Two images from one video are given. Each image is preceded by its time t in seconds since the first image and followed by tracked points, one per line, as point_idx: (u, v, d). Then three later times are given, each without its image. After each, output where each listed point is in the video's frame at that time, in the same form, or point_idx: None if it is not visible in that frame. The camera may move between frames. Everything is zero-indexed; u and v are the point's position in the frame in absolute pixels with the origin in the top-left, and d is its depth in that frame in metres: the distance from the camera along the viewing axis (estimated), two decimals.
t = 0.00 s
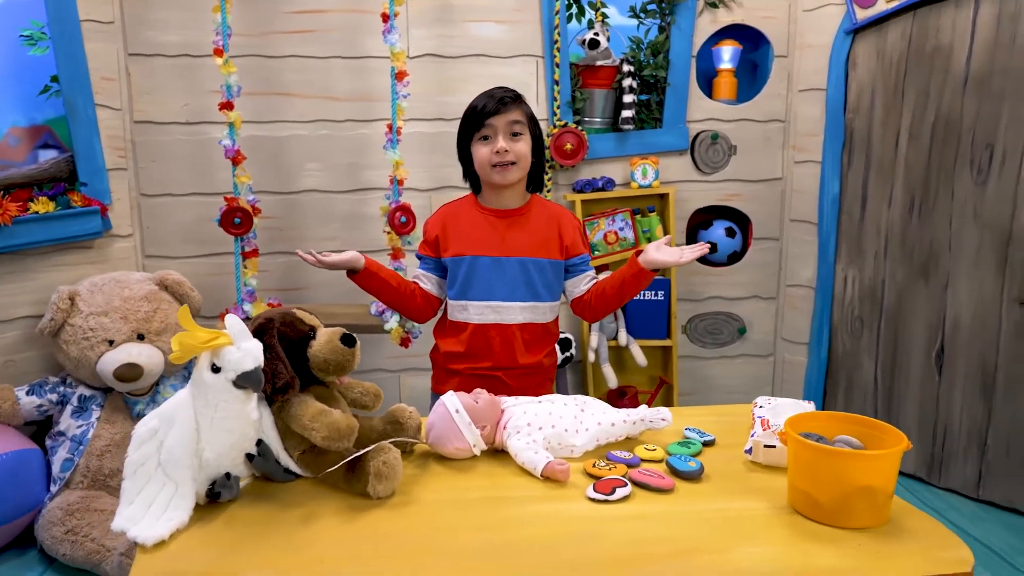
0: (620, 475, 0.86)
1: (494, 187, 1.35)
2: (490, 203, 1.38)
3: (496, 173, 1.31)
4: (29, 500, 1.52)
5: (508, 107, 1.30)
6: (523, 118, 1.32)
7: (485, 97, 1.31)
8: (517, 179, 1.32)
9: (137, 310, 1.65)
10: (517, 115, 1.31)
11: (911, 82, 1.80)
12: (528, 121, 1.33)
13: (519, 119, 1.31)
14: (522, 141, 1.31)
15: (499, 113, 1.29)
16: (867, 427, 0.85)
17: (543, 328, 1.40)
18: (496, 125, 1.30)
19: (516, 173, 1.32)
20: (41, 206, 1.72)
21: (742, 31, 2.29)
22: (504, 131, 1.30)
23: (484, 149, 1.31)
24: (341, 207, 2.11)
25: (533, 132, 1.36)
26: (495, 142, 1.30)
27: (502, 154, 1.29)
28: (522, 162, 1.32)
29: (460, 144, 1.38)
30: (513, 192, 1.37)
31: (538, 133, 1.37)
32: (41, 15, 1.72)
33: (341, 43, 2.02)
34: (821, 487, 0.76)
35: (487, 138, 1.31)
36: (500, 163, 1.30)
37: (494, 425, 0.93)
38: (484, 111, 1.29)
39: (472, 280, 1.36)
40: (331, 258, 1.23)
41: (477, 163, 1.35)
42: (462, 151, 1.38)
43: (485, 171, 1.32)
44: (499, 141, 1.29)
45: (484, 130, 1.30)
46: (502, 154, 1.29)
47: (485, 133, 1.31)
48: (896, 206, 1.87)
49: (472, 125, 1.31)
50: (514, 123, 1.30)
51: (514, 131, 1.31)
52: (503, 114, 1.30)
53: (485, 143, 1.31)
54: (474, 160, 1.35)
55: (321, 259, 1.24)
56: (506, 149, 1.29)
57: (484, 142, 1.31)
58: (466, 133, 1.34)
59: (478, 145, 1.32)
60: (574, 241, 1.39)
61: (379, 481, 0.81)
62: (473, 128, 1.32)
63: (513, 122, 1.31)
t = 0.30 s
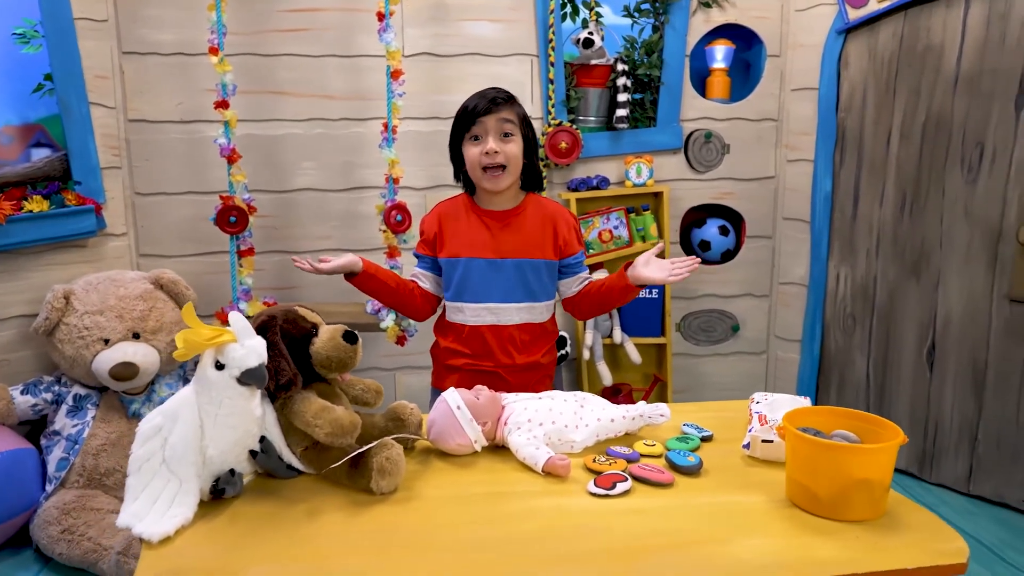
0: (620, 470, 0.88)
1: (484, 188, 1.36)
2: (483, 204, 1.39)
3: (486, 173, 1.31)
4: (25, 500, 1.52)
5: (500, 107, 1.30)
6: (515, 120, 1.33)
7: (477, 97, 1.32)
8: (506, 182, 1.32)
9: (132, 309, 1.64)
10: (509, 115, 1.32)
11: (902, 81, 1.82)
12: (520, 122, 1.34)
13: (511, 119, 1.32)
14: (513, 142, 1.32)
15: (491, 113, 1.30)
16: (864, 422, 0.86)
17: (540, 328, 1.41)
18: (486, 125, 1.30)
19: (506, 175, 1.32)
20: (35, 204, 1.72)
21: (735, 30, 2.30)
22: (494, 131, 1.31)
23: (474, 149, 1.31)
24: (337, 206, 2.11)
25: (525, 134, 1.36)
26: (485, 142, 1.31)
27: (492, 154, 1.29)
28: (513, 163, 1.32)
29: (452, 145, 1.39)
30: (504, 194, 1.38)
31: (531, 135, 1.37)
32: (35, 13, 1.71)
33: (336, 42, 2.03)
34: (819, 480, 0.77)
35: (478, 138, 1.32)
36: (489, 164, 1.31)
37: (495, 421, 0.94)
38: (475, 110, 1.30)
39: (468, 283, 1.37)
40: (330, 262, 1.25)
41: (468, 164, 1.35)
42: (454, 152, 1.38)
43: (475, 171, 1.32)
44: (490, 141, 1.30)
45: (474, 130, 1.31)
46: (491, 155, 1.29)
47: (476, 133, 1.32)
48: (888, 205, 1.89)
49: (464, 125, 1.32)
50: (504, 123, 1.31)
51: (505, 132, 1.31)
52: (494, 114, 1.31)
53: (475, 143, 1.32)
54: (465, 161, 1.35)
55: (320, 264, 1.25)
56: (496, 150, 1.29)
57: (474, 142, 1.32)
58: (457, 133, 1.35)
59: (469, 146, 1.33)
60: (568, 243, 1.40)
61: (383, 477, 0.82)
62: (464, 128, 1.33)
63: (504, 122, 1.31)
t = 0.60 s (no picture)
0: (622, 464, 0.89)
1: (471, 188, 1.36)
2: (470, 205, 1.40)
3: (472, 174, 1.31)
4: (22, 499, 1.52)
5: (487, 107, 1.31)
6: (501, 120, 1.34)
7: (463, 96, 1.32)
8: (492, 182, 1.33)
9: (128, 307, 1.64)
10: (495, 116, 1.33)
11: (895, 81, 1.84)
12: (505, 122, 1.35)
13: (497, 120, 1.33)
14: (499, 143, 1.33)
15: (478, 114, 1.31)
16: (862, 416, 0.87)
17: (542, 320, 1.44)
18: (473, 125, 1.31)
19: (492, 176, 1.32)
20: (31, 203, 1.73)
21: (729, 29, 2.31)
22: (480, 132, 1.31)
23: (460, 150, 1.31)
24: (334, 204, 2.11)
25: (510, 134, 1.37)
26: (471, 143, 1.31)
27: (479, 155, 1.30)
28: (499, 164, 1.32)
29: (436, 146, 1.39)
30: (490, 195, 1.38)
31: (515, 135, 1.38)
32: (29, 11, 1.71)
33: (332, 40, 2.03)
34: (819, 472, 0.78)
35: (464, 139, 1.32)
36: (476, 165, 1.31)
37: (497, 416, 0.95)
38: (461, 110, 1.31)
39: (467, 288, 1.38)
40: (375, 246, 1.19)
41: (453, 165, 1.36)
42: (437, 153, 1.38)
43: (461, 172, 1.32)
44: (477, 142, 1.30)
45: (460, 130, 1.32)
46: (478, 156, 1.30)
47: (461, 134, 1.32)
48: (881, 202, 1.91)
49: (449, 125, 1.33)
50: (491, 124, 1.32)
51: (492, 132, 1.32)
52: (481, 114, 1.31)
53: (461, 144, 1.32)
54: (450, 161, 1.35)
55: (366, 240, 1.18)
56: (483, 151, 1.30)
57: (460, 142, 1.32)
58: (442, 133, 1.35)
59: (455, 146, 1.33)
60: (558, 228, 1.43)
61: (387, 472, 0.83)
62: (450, 128, 1.33)
63: (491, 122, 1.32)
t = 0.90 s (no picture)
0: (623, 461, 0.90)
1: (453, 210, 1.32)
2: (451, 221, 1.36)
3: (458, 198, 1.27)
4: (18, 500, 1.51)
5: (458, 128, 1.24)
6: (472, 136, 1.28)
7: (430, 116, 1.23)
8: (478, 201, 1.31)
9: (125, 307, 1.62)
10: (467, 133, 1.27)
11: (888, 80, 1.85)
12: (474, 135, 1.29)
13: (469, 137, 1.27)
14: (475, 159, 1.28)
15: (452, 137, 1.24)
16: (861, 412, 0.89)
17: (534, 317, 1.47)
18: (450, 150, 1.24)
19: (476, 193, 1.29)
20: (26, 202, 1.71)
21: (723, 29, 2.32)
22: (458, 155, 1.25)
23: (441, 178, 1.25)
24: (330, 204, 2.11)
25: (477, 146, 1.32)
26: (452, 168, 1.25)
27: (463, 179, 1.26)
28: (481, 180, 1.29)
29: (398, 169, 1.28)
30: (469, 209, 1.34)
31: (483, 144, 1.34)
32: (24, 10, 1.70)
33: (328, 40, 2.03)
34: (819, 468, 0.79)
35: (441, 165, 1.25)
36: (460, 189, 1.27)
37: (499, 414, 0.96)
38: (436, 136, 1.22)
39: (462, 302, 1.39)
40: (408, 215, 1.24)
41: (428, 189, 1.29)
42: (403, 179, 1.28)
43: (445, 198, 1.28)
44: (458, 166, 1.25)
45: (437, 158, 1.24)
46: (461, 181, 1.26)
47: (437, 160, 1.24)
48: (875, 201, 1.93)
49: (423, 154, 1.23)
50: (466, 143, 1.26)
51: (468, 151, 1.27)
52: (454, 136, 1.24)
53: (439, 170, 1.25)
54: (425, 187, 1.28)
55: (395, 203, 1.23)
56: (467, 175, 1.26)
57: (438, 169, 1.25)
58: (411, 161, 1.25)
59: (432, 174, 1.25)
60: (537, 228, 1.46)
61: (391, 469, 0.84)
62: (422, 155, 1.24)
63: (464, 142, 1.26)
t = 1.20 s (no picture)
0: (624, 459, 0.90)
1: (444, 212, 1.33)
2: (442, 224, 1.36)
3: (450, 201, 1.28)
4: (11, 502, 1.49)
5: (444, 131, 1.25)
6: (458, 138, 1.29)
7: (415, 120, 1.24)
8: (469, 202, 1.31)
9: (120, 307, 1.61)
10: (454, 136, 1.27)
11: (881, 80, 1.87)
12: (460, 138, 1.30)
13: (456, 139, 1.28)
14: (463, 161, 1.29)
15: (439, 141, 1.24)
16: (859, 409, 0.89)
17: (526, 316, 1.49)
18: (437, 154, 1.24)
19: (467, 195, 1.30)
20: (19, 202, 1.72)
21: (717, 30, 2.33)
22: (446, 158, 1.26)
23: (431, 182, 1.26)
24: (325, 203, 2.11)
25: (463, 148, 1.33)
26: (441, 172, 1.25)
27: (453, 182, 1.26)
28: (470, 181, 1.30)
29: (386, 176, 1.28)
30: (461, 211, 1.35)
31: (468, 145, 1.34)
32: (17, 9, 1.70)
33: (323, 39, 2.02)
34: (819, 465, 0.80)
35: (429, 169, 1.25)
36: (451, 191, 1.27)
37: (500, 413, 0.96)
38: (423, 142, 1.23)
39: (458, 304, 1.39)
40: (397, 216, 1.24)
41: (417, 194, 1.29)
42: (392, 186, 1.28)
43: (436, 202, 1.28)
44: (447, 169, 1.25)
45: (425, 163, 1.24)
46: (452, 184, 1.26)
47: (426, 164, 1.25)
48: (867, 200, 1.94)
49: (411, 159, 1.24)
50: (453, 146, 1.27)
51: (455, 154, 1.27)
52: (441, 139, 1.25)
53: (429, 174, 1.25)
54: (416, 192, 1.28)
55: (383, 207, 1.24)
56: (456, 177, 1.26)
57: (427, 174, 1.25)
58: (398, 167, 1.25)
59: (421, 178, 1.26)
60: (525, 227, 1.48)
61: (393, 468, 0.84)
62: (411, 160, 1.24)
63: (451, 144, 1.27)
